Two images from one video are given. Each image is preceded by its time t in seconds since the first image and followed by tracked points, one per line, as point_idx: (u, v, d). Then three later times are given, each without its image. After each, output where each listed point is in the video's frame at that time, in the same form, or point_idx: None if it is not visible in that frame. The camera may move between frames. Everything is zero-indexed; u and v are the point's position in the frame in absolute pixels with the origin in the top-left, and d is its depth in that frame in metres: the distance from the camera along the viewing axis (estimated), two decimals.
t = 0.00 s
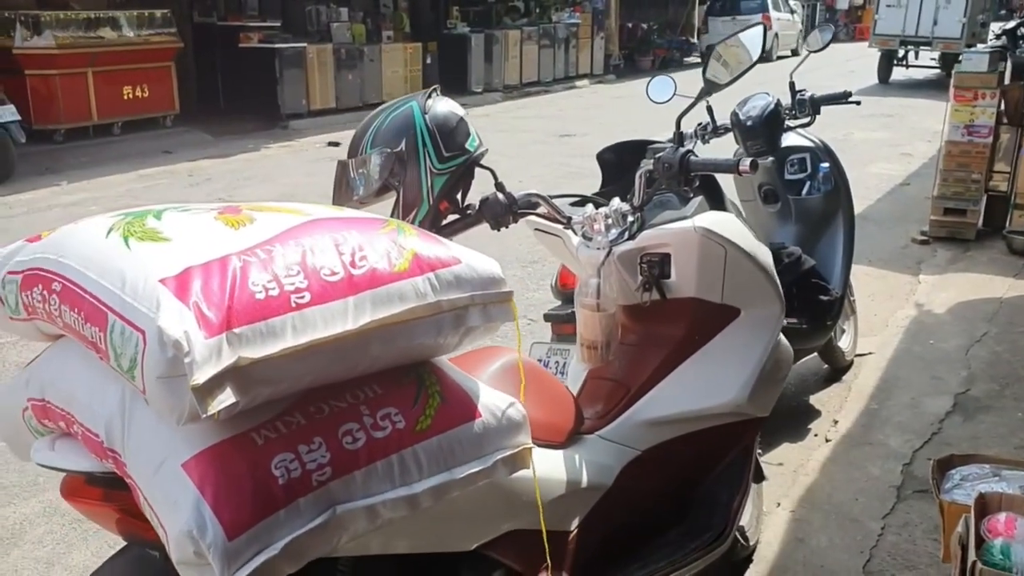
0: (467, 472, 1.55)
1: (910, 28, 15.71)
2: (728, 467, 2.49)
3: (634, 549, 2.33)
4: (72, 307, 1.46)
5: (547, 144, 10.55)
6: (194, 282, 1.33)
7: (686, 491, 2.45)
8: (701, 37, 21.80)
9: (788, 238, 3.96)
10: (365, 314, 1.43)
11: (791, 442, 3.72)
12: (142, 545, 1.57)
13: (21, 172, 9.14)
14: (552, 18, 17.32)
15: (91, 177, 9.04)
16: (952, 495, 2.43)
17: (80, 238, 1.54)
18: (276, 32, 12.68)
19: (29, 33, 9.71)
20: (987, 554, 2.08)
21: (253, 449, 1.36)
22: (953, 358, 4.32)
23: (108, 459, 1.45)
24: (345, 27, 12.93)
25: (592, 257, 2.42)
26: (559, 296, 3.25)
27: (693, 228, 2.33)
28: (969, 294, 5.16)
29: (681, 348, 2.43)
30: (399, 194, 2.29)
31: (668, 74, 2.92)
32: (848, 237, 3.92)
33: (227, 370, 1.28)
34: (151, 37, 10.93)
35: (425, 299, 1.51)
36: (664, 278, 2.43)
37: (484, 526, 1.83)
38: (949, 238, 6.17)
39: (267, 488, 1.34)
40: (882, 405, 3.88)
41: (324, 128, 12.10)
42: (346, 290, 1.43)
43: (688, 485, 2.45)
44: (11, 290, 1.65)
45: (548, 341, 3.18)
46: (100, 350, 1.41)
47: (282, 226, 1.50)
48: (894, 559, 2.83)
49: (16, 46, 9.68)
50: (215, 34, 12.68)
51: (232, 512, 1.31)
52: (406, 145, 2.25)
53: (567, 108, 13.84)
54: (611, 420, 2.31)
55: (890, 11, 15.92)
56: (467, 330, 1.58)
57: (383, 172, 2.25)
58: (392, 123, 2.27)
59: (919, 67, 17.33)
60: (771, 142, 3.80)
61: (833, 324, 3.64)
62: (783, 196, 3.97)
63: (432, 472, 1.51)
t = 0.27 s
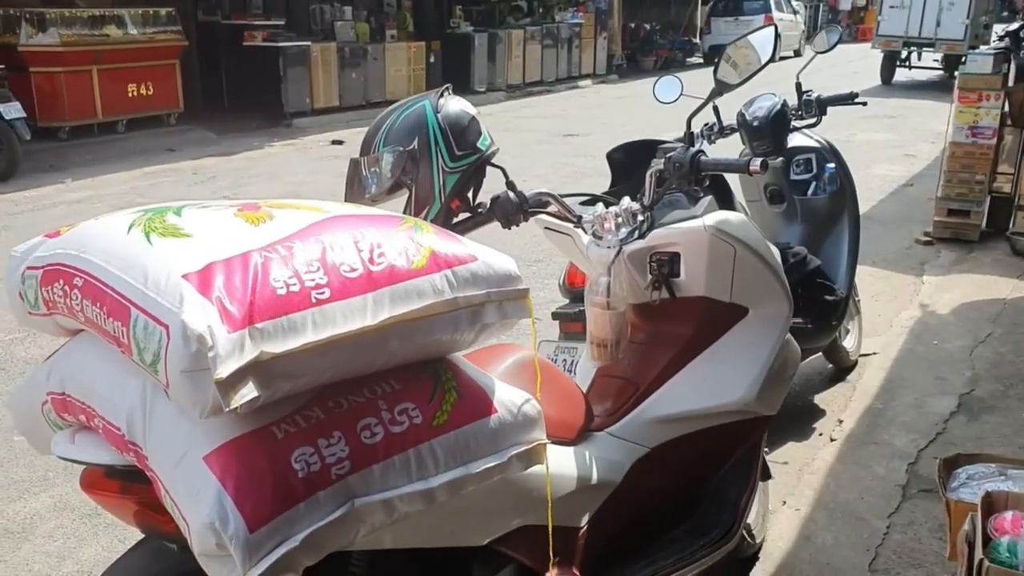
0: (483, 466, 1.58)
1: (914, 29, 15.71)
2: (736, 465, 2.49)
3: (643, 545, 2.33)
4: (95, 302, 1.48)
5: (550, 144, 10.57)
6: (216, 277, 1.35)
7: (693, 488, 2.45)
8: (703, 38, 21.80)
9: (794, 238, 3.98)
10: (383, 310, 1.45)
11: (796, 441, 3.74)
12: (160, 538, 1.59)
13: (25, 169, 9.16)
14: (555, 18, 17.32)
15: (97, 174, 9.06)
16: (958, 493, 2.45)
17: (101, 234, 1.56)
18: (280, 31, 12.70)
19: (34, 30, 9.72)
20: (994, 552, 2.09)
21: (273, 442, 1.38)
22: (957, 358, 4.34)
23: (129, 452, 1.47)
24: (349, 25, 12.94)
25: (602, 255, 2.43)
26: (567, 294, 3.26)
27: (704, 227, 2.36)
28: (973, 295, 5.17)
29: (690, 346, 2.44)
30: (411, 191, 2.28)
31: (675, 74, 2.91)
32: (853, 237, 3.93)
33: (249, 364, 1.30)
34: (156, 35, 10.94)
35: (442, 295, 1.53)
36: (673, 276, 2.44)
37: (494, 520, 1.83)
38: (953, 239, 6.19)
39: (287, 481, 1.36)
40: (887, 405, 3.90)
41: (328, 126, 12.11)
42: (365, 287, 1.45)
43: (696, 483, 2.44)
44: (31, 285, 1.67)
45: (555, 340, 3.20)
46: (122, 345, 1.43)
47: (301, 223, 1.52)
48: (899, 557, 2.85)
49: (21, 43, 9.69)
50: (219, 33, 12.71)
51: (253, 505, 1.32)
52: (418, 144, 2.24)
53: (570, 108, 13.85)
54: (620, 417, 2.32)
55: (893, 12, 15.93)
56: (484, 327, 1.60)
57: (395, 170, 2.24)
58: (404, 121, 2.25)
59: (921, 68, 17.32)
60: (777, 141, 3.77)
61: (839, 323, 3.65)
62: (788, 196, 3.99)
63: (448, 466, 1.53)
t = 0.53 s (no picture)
0: (494, 462, 1.59)
1: (914, 30, 15.73)
2: (743, 462, 2.48)
3: (649, 542, 2.33)
4: (111, 298, 1.49)
5: (552, 144, 10.58)
6: (233, 273, 1.36)
7: (699, 485, 2.45)
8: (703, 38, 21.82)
9: (796, 237, 3.99)
10: (398, 305, 1.47)
11: (799, 440, 3.75)
12: (174, 532, 1.60)
13: (27, 168, 9.16)
14: (555, 18, 17.33)
15: (98, 173, 9.07)
16: (963, 491, 2.45)
17: (116, 230, 1.57)
18: (281, 30, 12.70)
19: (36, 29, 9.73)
20: (999, 548, 2.06)
21: (289, 437, 1.39)
22: (959, 358, 4.35)
23: (145, 446, 1.48)
24: (349, 25, 12.95)
25: (609, 253, 2.44)
26: (572, 293, 3.28)
27: (711, 225, 2.37)
28: (975, 295, 5.19)
29: (696, 344, 2.44)
30: (420, 189, 2.23)
31: (678, 74, 2.90)
32: (856, 236, 3.93)
33: (266, 359, 1.31)
34: (157, 35, 10.95)
35: (455, 291, 1.55)
36: (680, 274, 2.45)
37: (504, 516, 1.84)
38: (954, 239, 6.20)
39: (302, 475, 1.37)
40: (889, 404, 3.91)
41: (329, 126, 12.12)
42: (380, 283, 1.46)
43: (702, 480, 2.44)
44: (44, 281, 1.68)
45: (560, 338, 3.21)
46: (139, 339, 1.44)
47: (316, 219, 1.53)
48: (904, 555, 2.87)
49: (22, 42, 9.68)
50: (220, 32, 12.71)
51: (269, 499, 1.34)
52: (426, 142, 2.20)
53: (570, 108, 13.86)
54: (626, 414, 2.33)
55: (893, 13, 15.95)
56: (495, 323, 1.62)
57: (404, 168, 2.19)
58: (412, 120, 2.21)
59: (921, 68, 17.34)
60: (780, 141, 3.74)
61: (841, 323, 3.66)
62: (791, 196, 4.01)
63: (461, 461, 1.54)
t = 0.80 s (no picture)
0: (504, 460, 1.61)
1: (913, 31, 15.76)
2: (747, 461, 2.49)
3: (655, 541, 2.34)
4: (125, 297, 1.50)
5: (552, 144, 10.58)
6: (248, 273, 1.38)
7: (703, 485, 2.46)
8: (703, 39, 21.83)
9: (799, 238, 4.00)
10: (409, 305, 1.48)
11: (801, 440, 3.77)
12: (186, 531, 1.61)
13: (28, 168, 9.17)
14: (555, 19, 17.34)
15: (99, 173, 9.07)
16: (966, 491, 2.47)
17: (128, 230, 1.58)
18: (282, 31, 12.69)
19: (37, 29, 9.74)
20: (1002, 547, 2.07)
21: (302, 435, 1.40)
22: (960, 359, 4.37)
23: (159, 444, 1.49)
24: (349, 25, 12.95)
25: (615, 254, 2.46)
26: (576, 294, 3.29)
27: (716, 226, 2.38)
28: (976, 296, 5.20)
29: (701, 344, 2.45)
30: (426, 191, 2.22)
31: (682, 76, 2.91)
32: (858, 238, 3.95)
33: (281, 358, 1.33)
34: (158, 35, 10.96)
35: (466, 291, 1.56)
36: (685, 275, 2.45)
37: (511, 514, 1.84)
38: (954, 240, 6.22)
39: (316, 473, 1.38)
40: (891, 404, 3.93)
41: (329, 126, 12.13)
42: (391, 283, 1.48)
43: (706, 480, 2.46)
44: (56, 280, 1.69)
45: (564, 338, 3.22)
46: (154, 339, 1.45)
47: (328, 220, 1.54)
48: (906, 554, 2.88)
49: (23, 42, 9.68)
50: (220, 32, 12.71)
51: (283, 497, 1.35)
52: (434, 143, 2.19)
53: (570, 109, 13.86)
54: (631, 414, 2.34)
55: (892, 14, 15.97)
56: (505, 322, 1.64)
57: (411, 169, 2.18)
58: (420, 121, 2.20)
59: (921, 70, 17.36)
60: (782, 142, 3.75)
61: (843, 323, 3.68)
62: (794, 197, 4.00)
63: (471, 460, 1.56)
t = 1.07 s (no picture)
0: (507, 460, 1.62)
1: (908, 35, 15.82)
2: (745, 462, 2.50)
3: (654, 542, 2.35)
4: (130, 298, 1.51)
5: (549, 147, 10.60)
6: (253, 274, 1.39)
7: (702, 485, 2.47)
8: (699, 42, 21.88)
9: (796, 241, 4.00)
10: (413, 307, 1.50)
11: (798, 442, 3.78)
12: (189, 531, 1.62)
13: (25, 170, 9.17)
14: (552, 22, 17.37)
15: (97, 175, 9.07)
16: (964, 491, 2.48)
17: (133, 232, 1.59)
18: (279, 33, 12.70)
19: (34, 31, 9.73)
20: (999, 548, 2.09)
21: (306, 435, 1.41)
22: (956, 360, 4.39)
23: (164, 445, 1.50)
24: (346, 28, 12.97)
25: (614, 255, 2.46)
26: (574, 296, 3.30)
27: (715, 228, 2.39)
28: (972, 298, 5.22)
29: (700, 346, 2.47)
30: (427, 193, 2.22)
31: (679, 79, 2.92)
32: (855, 241, 3.96)
33: (285, 359, 1.34)
34: (155, 37, 10.96)
35: (469, 293, 1.58)
36: (684, 277, 2.47)
37: (511, 514, 1.85)
38: (950, 243, 6.25)
39: (320, 473, 1.40)
40: (887, 406, 3.95)
41: (326, 128, 12.14)
42: (395, 285, 1.49)
43: (705, 480, 2.47)
44: (61, 282, 1.70)
45: (562, 340, 3.23)
46: (159, 340, 1.46)
47: (332, 222, 1.56)
48: (904, 555, 2.90)
49: (20, 44, 9.68)
50: (218, 34, 12.73)
51: (288, 496, 1.36)
52: (435, 145, 2.20)
53: (566, 112, 13.89)
54: (631, 415, 2.35)
55: (888, 18, 16.03)
56: (508, 324, 1.65)
57: (411, 172, 2.18)
58: (420, 124, 2.21)
59: (916, 73, 17.42)
60: (779, 144, 3.75)
61: (840, 325, 3.70)
62: (791, 200, 4.01)
63: (473, 460, 1.57)
